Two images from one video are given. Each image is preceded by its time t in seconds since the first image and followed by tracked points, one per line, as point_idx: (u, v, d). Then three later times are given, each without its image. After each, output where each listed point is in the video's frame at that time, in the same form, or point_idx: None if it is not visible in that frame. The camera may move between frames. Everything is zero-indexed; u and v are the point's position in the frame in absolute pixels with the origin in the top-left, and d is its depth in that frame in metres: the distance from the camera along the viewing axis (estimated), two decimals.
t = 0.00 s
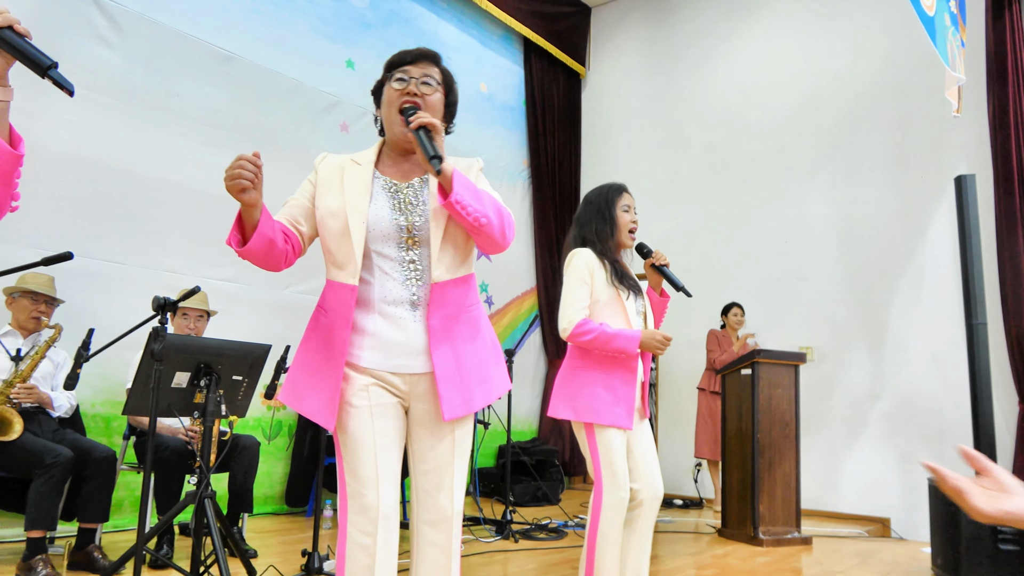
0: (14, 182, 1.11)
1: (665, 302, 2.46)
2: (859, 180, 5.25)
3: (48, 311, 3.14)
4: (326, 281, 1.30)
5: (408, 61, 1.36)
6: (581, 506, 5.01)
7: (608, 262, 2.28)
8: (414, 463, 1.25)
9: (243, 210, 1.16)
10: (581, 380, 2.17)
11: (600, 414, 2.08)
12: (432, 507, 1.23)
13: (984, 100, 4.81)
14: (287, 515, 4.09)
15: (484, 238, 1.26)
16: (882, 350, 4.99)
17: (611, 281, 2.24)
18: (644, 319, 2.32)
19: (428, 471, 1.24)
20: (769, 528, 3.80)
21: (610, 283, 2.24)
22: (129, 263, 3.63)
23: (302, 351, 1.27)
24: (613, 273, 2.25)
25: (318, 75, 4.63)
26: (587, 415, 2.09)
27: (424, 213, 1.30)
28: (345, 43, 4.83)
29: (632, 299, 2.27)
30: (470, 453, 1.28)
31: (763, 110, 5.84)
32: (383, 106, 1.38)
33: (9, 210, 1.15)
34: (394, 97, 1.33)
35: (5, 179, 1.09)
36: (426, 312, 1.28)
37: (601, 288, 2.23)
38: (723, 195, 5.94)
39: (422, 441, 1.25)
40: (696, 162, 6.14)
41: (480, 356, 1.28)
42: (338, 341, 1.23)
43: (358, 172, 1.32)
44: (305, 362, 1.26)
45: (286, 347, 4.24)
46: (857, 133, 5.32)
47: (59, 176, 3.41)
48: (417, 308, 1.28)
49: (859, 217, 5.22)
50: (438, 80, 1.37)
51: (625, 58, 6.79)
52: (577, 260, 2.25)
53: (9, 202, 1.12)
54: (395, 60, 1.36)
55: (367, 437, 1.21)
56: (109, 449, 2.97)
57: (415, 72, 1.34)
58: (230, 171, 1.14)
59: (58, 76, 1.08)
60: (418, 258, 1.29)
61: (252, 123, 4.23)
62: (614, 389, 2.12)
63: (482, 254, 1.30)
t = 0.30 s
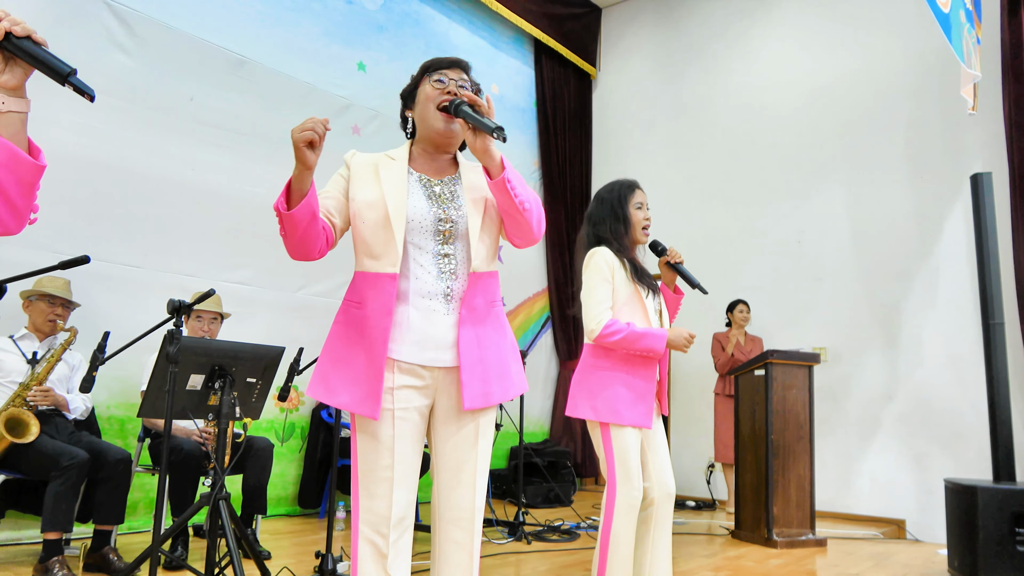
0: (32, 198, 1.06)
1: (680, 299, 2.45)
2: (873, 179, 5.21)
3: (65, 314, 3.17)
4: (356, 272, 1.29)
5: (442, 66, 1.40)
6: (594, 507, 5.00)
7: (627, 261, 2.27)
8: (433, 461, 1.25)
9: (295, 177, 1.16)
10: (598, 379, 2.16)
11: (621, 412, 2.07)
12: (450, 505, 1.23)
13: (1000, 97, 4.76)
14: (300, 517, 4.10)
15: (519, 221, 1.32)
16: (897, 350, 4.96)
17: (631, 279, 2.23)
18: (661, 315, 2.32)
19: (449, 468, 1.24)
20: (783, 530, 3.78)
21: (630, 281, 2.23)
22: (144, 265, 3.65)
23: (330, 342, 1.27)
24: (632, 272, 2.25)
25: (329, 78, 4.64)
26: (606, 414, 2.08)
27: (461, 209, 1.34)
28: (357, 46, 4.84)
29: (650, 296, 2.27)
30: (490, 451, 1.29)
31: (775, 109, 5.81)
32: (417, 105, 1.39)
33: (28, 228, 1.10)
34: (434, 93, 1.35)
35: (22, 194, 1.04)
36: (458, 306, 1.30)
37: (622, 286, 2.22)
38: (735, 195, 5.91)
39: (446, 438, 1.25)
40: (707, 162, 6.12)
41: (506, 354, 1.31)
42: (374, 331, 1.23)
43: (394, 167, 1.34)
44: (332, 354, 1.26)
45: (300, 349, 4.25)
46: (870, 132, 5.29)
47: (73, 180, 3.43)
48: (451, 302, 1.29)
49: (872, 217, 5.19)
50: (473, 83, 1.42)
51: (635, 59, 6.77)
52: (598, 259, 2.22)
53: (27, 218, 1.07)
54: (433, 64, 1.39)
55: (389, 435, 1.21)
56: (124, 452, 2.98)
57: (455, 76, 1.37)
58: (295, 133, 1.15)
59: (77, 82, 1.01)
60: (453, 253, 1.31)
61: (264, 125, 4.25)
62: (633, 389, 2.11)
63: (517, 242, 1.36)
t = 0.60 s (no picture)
0: (18, 203, 1.11)
1: (682, 297, 2.44)
2: (867, 179, 5.23)
3: (59, 318, 3.12)
4: (377, 271, 1.34)
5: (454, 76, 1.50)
6: (590, 508, 4.99)
7: (622, 263, 2.27)
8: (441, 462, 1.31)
9: (324, 180, 1.19)
10: (598, 381, 2.15)
11: (621, 413, 2.07)
12: (454, 505, 1.30)
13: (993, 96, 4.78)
14: (295, 520, 4.08)
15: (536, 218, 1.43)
16: (892, 349, 4.97)
17: (627, 279, 2.23)
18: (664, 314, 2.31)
19: (457, 469, 1.31)
20: (780, 529, 3.78)
21: (628, 282, 2.23)
22: (137, 268, 3.63)
23: (351, 339, 1.31)
24: (627, 272, 2.24)
25: (324, 80, 4.63)
26: (609, 415, 2.07)
27: (482, 214, 1.43)
28: (352, 47, 4.83)
29: (648, 296, 2.26)
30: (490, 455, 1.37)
31: (769, 110, 5.83)
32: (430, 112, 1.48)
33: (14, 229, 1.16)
34: (450, 100, 1.45)
35: (9, 199, 1.09)
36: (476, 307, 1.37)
37: (618, 287, 2.22)
38: (730, 196, 5.91)
39: (457, 438, 1.32)
40: (702, 162, 6.13)
41: (515, 356, 1.40)
42: (401, 329, 1.28)
43: (415, 170, 1.40)
44: (352, 351, 1.30)
45: (295, 351, 4.23)
46: (864, 132, 5.30)
47: (66, 182, 3.41)
48: (470, 303, 1.37)
49: (866, 217, 5.20)
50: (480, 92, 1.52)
51: (630, 59, 6.78)
52: (593, 262, 2.23)
53: (13, 220, 1.12)
54: (446, 77, 1.49)
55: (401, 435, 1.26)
56: (118, 455, 2.96)
57: (466, 86, 1.48)
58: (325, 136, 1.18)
59: (66, 87, 1.08)
60: (470, 257, 1.39)
61: (259, 127, 4.23)
62: (633, 389, 2.11)
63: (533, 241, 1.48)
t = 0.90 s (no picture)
0: (28, 187, 1.08)
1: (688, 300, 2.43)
2: (863, 177, 5.24)
3: (55, 320, 3.11)
4: (396, 275, 1.38)
5: (470, 84, 1.56)
6: (589, 508, 4.99)
7: (614, 270, 2.28)
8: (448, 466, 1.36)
9: (369, 204, 1.27)
10: (601, 387, 2.18)
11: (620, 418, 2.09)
12: (462, 507, 1.35)
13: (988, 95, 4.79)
14: (293, 522, 4.08)
15: (551, 227, 1.54)
16: (888, 347, 4.98)
17: (618, 287, 2.24)
18: (666, 318, 2.30)
19: (463, 472, 1.36)
20: (778, 528, 3.78)
21: (620, 290, 2.24)
22: (133, 270, 3.62)
23: (371, 341, 1.35)
24: (620, 280, 2.25)
25: (319, 81, 4.62)
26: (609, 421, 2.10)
27: (500, 225, 1.49)
28: (347, 48, 4.82)
29: (645, 301, 2.25)
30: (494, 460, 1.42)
31: (764, 109, 5.83)
32: (446, 120, 1.54)
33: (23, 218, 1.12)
34: (468, 109, 1.51)
35: (18, 181, 1.06)
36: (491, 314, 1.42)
37: (610, 295, 2.25)
38: (726, 195, 5.92)
39: (468, 442, 1.37)
40: (698, 162, 6.13)
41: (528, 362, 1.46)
42: (423, 335, 1.32)
43: (436, 177, 1.45)
44: (373, 352, 1.34)
45: (292, 352, 4.22)
46: (860, 130, 5.31)
47: (61, 184, 3.40)
48: (487, 310, 1.42)
49: (862, 215, 5.21)
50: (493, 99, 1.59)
51: (625, 59, 6.78)
52: (584, 271, 2.28)
53: (22, 206, 1.09)
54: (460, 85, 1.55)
55: (416, 438, 1.31)
56: (115, 458, 2.95)
57: (481, 95, 1.55)
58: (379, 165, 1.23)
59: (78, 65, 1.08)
60: (487, 266, 1.44)
61: (255, 129, 4.22)
62: (634, 395, 2.12)
63: (547, 251, 1.58)
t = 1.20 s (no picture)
0: (37, 184, 1.07)
1: (697, 298, 2.30)
2: (864, 178, 5.24)
3: (57, 321, 3.11)
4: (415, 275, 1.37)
5: (490, 92, 1.57)
6: (591, 509, 4.99)
7: (614, 275, 2.30)
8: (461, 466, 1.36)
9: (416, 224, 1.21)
10: (606, 390, 2.21)
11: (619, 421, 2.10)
12: (472, 508, 1.35)
13: (990, 95, 4.78)
14: (295, 522, 4.08)
15: (567, 232, 1.61)
16: (890, 348, 4.97)
17: (615, 292, 2.26)
18: (671, 320, 2.26)
19: (474, 473, 1.36)
20: (780, 529, 3.78)
21: (616, 294, 2.25)
22: (134, 271, 3.62)
23: (388, 340, 1.35)
24: (617, 284, 2.26)
25: (321, 81, 4.62)
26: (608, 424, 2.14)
27: (517, 232, 1.50)
28: (348, 49, 4.82)
29: (643, 305, 2.23)
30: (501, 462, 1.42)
31: (765, 109, 5.83)
32: (464, 125, 1.56)
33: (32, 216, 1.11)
34: (490, 118, 1.53)
35: (27, 177, 1.05)
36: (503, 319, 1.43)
37: (607, 300, 2.28)
38: (728, 196, 5.92)
39: (479, 444, 1.37)
40: (699, 163, 6.13)
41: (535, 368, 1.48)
42: (441, 337, 1.32)
43: (458, 181, 1.46)
44: (389, 351, 1.34)
45: (294, 353, 4.22)
46: (861, 131, 5.31)
47: (63, 185, 3.40)
48: (499, 315, 1.43)
49: (863, 216, 5.21)
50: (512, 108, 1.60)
51: (627, 60, 6.78)
52: (586, 278, 2.35)
53: (32, 203, 1.08)
54: (479, 91, 1.57)
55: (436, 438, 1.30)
56: (117, 458, 2.95)
57: (500, 103, 1.56)
58: (440, 207, 1.16)
59: (89, 60, 1.08)
60: (502, 272, 1.45)
61: (256, 130, 4.22)
62: (631, 400, 2.12)
63: (559, 261, 1.65)
